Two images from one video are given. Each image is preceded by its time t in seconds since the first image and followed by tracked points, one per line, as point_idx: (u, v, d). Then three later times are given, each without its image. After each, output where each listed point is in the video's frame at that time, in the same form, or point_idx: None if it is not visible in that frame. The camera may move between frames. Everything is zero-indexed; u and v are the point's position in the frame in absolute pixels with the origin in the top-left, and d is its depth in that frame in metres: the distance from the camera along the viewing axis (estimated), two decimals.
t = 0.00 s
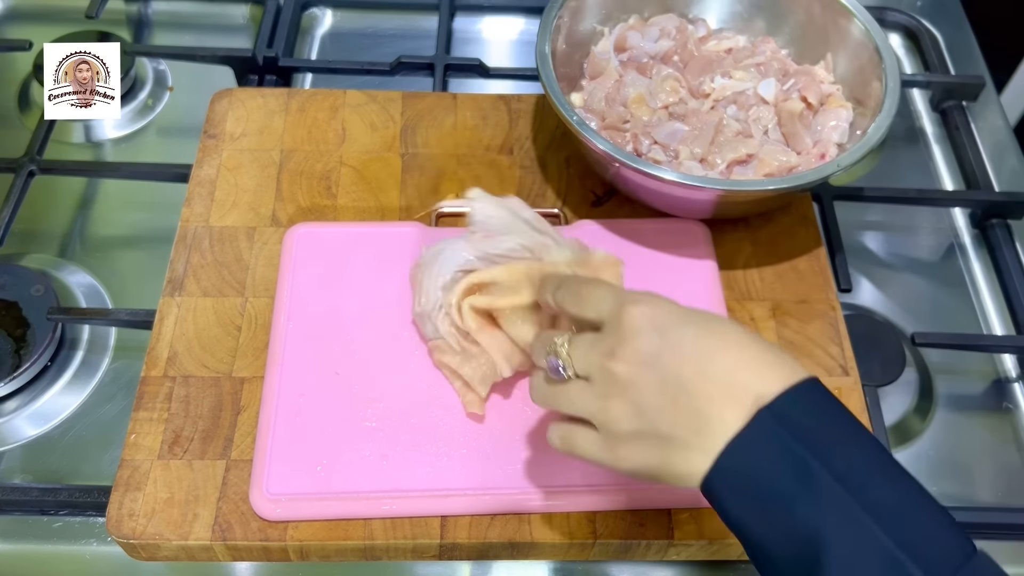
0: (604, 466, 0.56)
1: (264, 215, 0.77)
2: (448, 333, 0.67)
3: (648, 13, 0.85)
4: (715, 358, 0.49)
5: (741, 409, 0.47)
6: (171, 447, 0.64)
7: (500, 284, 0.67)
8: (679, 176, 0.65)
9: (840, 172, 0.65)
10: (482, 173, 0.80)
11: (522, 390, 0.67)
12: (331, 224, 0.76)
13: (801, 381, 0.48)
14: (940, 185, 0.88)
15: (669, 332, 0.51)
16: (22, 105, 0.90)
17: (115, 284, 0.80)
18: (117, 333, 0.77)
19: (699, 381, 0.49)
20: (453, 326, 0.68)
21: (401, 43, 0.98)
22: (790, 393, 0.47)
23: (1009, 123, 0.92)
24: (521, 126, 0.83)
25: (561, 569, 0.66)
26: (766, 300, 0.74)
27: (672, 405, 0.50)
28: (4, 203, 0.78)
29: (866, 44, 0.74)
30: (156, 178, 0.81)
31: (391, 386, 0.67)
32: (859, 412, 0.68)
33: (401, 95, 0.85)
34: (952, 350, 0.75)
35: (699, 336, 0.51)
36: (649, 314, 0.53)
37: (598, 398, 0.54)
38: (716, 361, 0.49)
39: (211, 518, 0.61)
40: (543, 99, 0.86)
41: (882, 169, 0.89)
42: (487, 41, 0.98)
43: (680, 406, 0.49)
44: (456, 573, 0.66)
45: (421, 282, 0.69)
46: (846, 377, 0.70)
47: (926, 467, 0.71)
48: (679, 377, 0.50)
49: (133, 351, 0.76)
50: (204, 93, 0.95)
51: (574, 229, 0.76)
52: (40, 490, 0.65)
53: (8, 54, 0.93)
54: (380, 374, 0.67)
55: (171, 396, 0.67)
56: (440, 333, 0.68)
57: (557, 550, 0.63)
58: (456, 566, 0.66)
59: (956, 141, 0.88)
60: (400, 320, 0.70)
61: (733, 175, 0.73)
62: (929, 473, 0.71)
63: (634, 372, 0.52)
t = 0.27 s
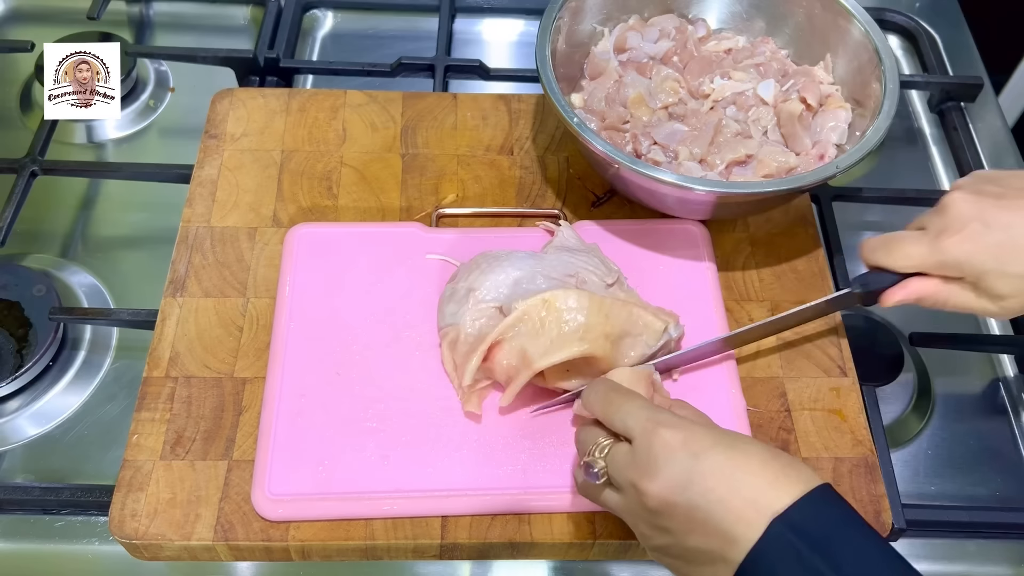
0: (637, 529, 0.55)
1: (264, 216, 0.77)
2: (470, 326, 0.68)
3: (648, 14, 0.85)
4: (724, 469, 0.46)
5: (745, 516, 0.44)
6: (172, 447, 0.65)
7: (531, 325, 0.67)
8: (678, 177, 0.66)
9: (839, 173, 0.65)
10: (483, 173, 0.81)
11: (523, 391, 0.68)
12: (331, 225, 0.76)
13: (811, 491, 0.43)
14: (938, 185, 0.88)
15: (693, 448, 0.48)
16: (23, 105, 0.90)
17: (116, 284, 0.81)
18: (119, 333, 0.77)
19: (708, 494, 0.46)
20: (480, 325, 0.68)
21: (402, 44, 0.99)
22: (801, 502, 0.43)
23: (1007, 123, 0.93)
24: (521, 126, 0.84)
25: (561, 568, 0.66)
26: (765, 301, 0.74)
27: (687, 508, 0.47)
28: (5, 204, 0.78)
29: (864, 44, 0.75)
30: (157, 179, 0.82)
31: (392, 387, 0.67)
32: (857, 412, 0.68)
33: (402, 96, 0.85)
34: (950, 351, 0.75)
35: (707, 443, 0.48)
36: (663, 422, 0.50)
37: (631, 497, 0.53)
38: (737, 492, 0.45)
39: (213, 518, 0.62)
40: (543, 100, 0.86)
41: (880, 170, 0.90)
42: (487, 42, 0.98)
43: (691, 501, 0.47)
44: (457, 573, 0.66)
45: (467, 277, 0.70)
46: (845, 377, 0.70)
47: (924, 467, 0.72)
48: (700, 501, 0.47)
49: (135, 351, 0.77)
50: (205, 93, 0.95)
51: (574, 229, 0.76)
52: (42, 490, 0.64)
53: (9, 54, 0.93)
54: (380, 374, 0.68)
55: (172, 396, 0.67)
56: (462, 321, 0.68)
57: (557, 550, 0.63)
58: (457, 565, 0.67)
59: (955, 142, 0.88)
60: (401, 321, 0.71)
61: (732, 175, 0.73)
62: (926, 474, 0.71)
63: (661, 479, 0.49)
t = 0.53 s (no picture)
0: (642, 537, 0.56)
1: (264, 215, 0.77)
2: (467, 324, 0.67)
3: (647, 14, 0.85)
4: (767, 496, 0.47)
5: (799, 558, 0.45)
6: (172, 446, 0.65)
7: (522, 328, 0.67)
8: (678, 177, 0.66)
9: (839, 173, 0.65)
10: (482, 174, 0.81)
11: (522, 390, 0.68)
12: (331, 225, 0.76)
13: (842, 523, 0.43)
14: (938, 185, 0.88)
15: (746, 496, 0.48)
16: (23, 106, 0.91)
17: (116, 284, 0.81)
18: (119, 333, 0.77)
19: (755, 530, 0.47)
20: (476, 324, 0.67)
21: (402, 44, 0.99)
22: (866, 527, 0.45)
23: (1007, 123, 0.93)
24: (521, 127, 0.84)
25: (561, 568, 0.66)
26: (764, 300, 0.74)
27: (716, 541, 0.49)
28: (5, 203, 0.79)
29: (864, 44, 0.75)
30: (157, 179, 0.82)
31: (391, 386, 0.67)
32: (857, 412, 0.68)
33: (402, 96, 0.85)
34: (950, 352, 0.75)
35: (753, 469, 0.49)
36: (710, 466, 0.49)
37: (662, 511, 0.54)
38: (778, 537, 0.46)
39: (213, 517, 0.62)
40: (543, 100, 0.86)
41: (880, 170, 0.90)
42: (487, 42, 0.98)
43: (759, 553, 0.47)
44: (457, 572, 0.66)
45: (464, 276, 0.70)
46: (845, 377, 0.70)
47: (924, 467, 0.72)
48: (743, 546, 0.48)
49: (135, 351, 0.77)
50: (205, 93, 0.95)
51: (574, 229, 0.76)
52: (42, 490, 0.65)
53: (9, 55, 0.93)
54: (380, 374, 0.68)
55: (172, 396, 0.67)
56: (460, 319, 0.68)
57: (557, 549, 0.63)
58: (456, 565, 0.67)
59: (955, 142, 0.88)
60: (401, 320, 0.71)
61: (731, 175, 0.73)
62: (927, 474, 0.71)
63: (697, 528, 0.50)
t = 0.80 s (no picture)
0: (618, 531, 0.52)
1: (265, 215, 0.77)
2: (467, 325, 0.68)
3: (647, 14, 0.85)
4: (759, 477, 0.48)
5: (772, 572, 0.41)
6: (172, 446, 0.65)
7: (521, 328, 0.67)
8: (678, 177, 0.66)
9: (839, 173, 0.65)
10: (482, 175, 0.81)
11: (522, 391, 0.68)
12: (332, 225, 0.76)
13: (839, 518, 0.42)
14: (939, 185, 0.88)
15: (705, 494, 0.44)
16: (23, 105, 0.91)
17: (116, 284, 0.81)
18: (119, 333, 0.77)
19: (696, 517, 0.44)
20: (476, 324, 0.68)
21: (402, 43, 0.99)
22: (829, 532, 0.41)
23: (1007, 123, 0.93)
24: (521, 127, 0.84)
25: (561, 568, 0.66)
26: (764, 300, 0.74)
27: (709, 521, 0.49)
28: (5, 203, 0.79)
29: (864, 45, 0.75)
30: (157, 179, 0.82)
31: (391, 386, 0.67)
32: (857, 411, 0.68)
33: (402, 96, 0.85)
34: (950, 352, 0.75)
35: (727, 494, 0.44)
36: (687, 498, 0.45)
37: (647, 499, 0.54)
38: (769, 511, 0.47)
39: (213, 517, 0.62)
40: (542, 100, 0.86)
41: (880, 171, 0.90)
42: (487, 42, 0.98)
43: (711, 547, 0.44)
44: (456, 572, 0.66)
45: (464, 276, 0.71)
46: (845, 377, 0.70)
47: (924, 467, 0.71)
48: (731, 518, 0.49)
49: (135, 351, 0.77)
50: (205, 93, 0.95)
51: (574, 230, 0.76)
52: (42, 490, 0.64)
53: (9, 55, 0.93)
54: (380, 374, 0.68)
55: (172, 395, 0.67)
56: (460, 320, 0.69)
57: (557, 549, 0.63)
58: (457, 565, 0.67)
59: (955, 142, 0.88)
60: (402, 321, 0.71)
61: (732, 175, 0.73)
62: (927, 474, 0.71)
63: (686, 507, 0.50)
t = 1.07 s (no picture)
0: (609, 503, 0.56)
1: (264, 215, 0.77)
2: (465, 324, 0.67)
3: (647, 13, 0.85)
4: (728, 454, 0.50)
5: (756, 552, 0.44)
6: (172, 446, 0.65)
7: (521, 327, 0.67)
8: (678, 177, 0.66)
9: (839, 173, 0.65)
10: (481, 174, 0.81)
11: (522, 391, 0.68)
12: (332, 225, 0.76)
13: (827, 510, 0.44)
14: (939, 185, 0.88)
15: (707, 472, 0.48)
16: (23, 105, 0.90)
17: (116, 284, 0.81)
18: (119, 333, 0.77)
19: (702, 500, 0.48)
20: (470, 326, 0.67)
21: (402, 43, 0.99)
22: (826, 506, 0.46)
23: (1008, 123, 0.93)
24: (521, 127, 0.84)
25: (561, 568, 0.66)
26: (764, 300, 0.74)
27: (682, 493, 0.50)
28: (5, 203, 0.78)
29: (864, 45, 0.75)
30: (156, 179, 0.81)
31: (391, 386, 0.67)
32: (857, 411, 0.68)
33: (402, 96, 0.85)
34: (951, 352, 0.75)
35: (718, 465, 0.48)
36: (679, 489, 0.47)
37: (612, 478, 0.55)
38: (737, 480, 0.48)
39: (213, 517, 0.62)
40: (542, 100, 0.86)
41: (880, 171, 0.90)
42: (487, 42, 0.98)
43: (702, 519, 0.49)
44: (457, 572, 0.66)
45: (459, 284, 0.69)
46: (845, 377, 0.70)
47: (925, 467, 0.71)
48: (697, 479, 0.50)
49: (135, 351, 0.77)
50: (205, 93, 0.95)
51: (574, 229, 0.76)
52: (42, 490, 0.64)
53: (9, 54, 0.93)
54: (380, 374, 0.68)
55: (172, 395, 0.67)
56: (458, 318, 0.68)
57: (557, 549, 0.63)
58: (457, 565, 0.67)
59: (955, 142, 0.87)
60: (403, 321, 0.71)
61: (732, 175, 0.73)
62: (928, 473, 0.71)
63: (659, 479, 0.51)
